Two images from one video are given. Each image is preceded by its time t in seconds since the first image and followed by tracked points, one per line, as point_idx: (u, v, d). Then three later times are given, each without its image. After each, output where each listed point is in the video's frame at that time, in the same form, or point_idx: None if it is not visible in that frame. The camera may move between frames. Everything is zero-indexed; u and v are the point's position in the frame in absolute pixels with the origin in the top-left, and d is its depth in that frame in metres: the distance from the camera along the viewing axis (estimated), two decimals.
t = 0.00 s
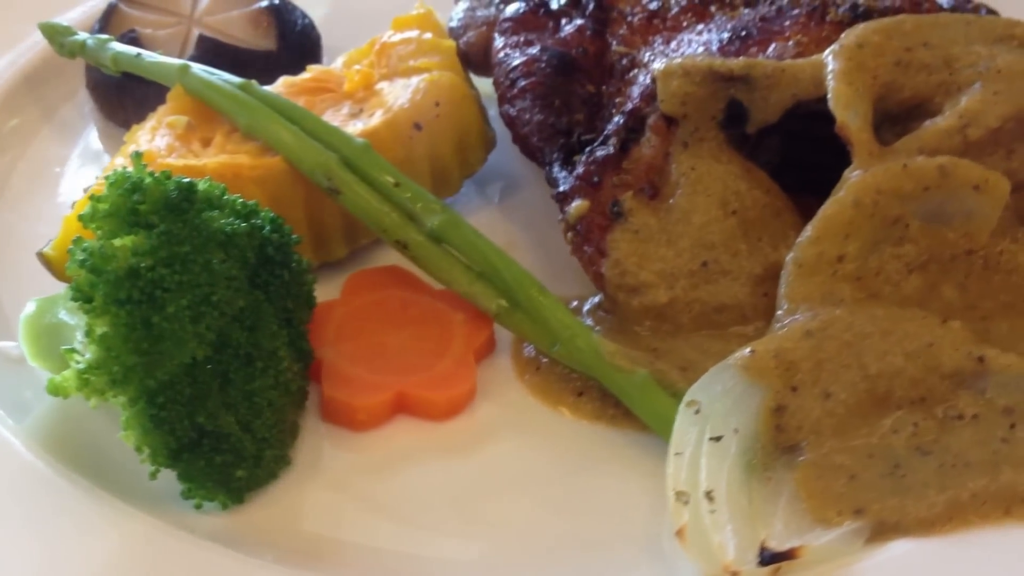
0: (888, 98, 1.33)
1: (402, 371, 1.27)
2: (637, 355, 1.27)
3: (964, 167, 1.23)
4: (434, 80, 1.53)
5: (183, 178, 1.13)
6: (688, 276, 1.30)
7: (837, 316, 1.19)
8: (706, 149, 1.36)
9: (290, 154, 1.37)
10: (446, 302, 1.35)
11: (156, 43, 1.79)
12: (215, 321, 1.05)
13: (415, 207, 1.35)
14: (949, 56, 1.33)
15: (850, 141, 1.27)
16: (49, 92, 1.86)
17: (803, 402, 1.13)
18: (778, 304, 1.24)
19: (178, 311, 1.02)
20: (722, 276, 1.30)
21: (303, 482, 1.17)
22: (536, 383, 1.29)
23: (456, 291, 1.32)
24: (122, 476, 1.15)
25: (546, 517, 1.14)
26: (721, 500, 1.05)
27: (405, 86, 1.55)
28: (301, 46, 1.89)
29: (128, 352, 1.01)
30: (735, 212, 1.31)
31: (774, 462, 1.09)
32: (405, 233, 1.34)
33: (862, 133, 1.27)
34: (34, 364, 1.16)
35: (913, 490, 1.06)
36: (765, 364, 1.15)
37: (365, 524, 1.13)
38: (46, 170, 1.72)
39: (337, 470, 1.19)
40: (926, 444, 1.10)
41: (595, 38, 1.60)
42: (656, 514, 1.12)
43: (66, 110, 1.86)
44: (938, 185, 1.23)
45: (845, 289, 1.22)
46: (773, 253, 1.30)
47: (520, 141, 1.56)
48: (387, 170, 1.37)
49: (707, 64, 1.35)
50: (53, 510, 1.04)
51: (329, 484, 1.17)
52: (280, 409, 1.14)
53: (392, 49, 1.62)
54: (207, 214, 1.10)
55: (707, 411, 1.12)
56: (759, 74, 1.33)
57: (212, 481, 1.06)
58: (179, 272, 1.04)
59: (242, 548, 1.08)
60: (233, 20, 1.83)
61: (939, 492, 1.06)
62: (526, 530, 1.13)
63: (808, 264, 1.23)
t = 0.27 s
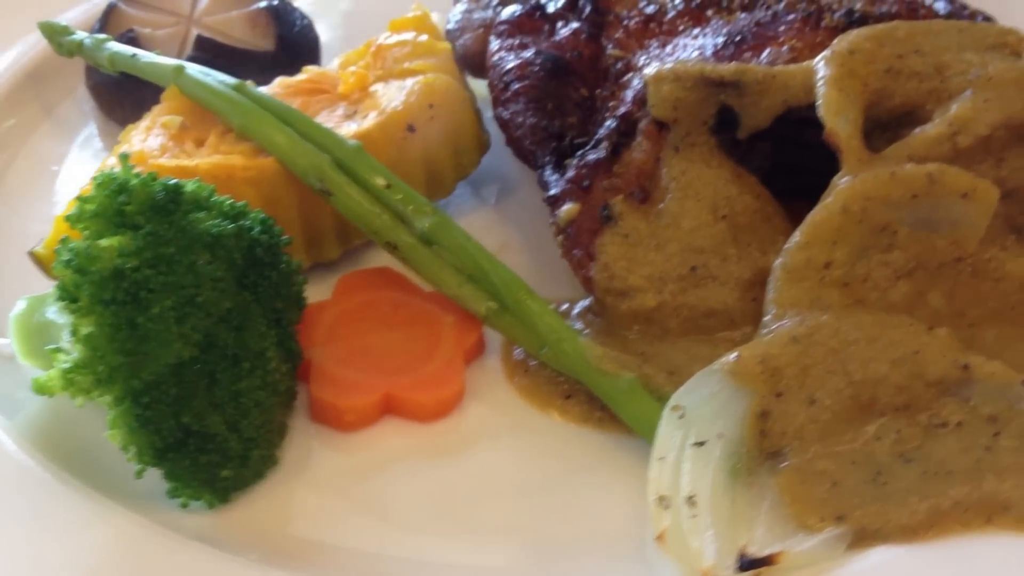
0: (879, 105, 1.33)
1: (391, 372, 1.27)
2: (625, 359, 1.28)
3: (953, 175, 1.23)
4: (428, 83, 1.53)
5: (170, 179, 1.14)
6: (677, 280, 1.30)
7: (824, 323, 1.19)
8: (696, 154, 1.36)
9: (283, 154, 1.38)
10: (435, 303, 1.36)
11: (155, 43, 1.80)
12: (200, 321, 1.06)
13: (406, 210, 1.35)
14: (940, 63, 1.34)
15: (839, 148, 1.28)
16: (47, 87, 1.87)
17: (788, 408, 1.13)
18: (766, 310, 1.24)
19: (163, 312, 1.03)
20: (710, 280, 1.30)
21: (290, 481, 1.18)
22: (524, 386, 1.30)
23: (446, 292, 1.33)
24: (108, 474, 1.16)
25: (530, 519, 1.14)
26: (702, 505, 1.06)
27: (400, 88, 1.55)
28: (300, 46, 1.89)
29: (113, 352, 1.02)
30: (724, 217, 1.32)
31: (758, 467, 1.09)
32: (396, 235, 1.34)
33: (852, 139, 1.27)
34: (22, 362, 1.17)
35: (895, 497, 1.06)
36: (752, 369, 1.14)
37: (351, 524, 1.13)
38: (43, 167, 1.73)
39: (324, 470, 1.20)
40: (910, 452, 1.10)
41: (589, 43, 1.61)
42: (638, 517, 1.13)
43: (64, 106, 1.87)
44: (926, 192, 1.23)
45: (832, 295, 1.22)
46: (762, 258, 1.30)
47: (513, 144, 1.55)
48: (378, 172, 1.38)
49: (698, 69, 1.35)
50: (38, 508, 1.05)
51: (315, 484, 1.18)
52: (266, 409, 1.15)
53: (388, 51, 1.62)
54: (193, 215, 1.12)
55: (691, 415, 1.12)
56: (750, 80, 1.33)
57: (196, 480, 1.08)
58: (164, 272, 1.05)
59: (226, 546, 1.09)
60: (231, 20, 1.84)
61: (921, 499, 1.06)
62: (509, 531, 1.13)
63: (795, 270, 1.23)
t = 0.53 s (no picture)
0: (868, 112, 1.34)
1: (378, 374, 1.28)
2: (611, 363, 1.28)
3: (939, 182, 1.24)
4: (422, 85, 1.54)
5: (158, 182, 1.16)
6: (665, 284, 1.30)
7: (809, 329, 1.19)
8: (686, 159, 1.37)
9: (274, 156, 1.38)
10: (423, 305, 1.37)
11: (152, 43, 1.81)
12: (185, 322, 1.08)
13: (397, 212, 1.36)
14: (930, 71, 1.34)
15: (827, 155, 1.28)
16: (46, 85, 1.88)
17: (771, 414, 1.13)
18: (752, 315, 1.24)
19: (147, 313, 1.05)
20: (698, 285, 1.30)
21: (276, 481, 1.19)
22: (510, 389, 1.30)
23: (434, 295, 1.33)
24: (95, 471, 1.18)
25: (513, 522, 1.15)
26: (682, 510, 1.06)
27: (393, 90, 1.55)
28: (297, 48, 1.89)
29: (96, 352, 1.03)
30: (713, 222, 1.32)
31: (741, 473, 1.10)
32: (386, 238, 1.35)
33: (840, 146, 1.28)
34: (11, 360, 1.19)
35: (876, 504, 1.06)
36: (735, 375, 1.15)
37: (335, 524, 1.14)
38: (41, 165, 1.74)
39: (311, 471, 1.20)
40: (892, 459, 1.10)
41: (583, 46, 1.60)
42: (620, 519, 1.13)
43: (64, 104, 1.88)
44: (914, 200, 1.23)
45: (818, 301, 1.23)
46: (750, 263, 1.31)
47: (505, 147, 1.55)
48: (369, 174, 1.38)
49: (688, 75, 1.36)
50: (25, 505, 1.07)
51: (301, 484, 1.19)
52: (252, 409, 1.16)
53: (382, 53, 1.62)
54: (180, 217, 1.13)
55: (674, 421, 1.13)
56: (740, 85, 1.34)
57: (181, 480, 1.10)
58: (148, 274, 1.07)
59: (209, 546, 1.10)
60: (230, 20, 1.84)
61: (902, 506, 1.06)
62: (492, 533, 1.14)
63: (782, 276, 1.23)
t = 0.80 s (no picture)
0: (857, 118, 1.34)
1: (365, 376, 1.29)
2: (597, 366, 1.28)
3: (925, 189, 1.24)
4: (414, 88, 1.54)
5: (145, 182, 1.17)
6: (651, 289, 1.31)
7: (793, 335, 1.19)
8: (675, 164, 1.37)
9: (265, 157, 1.39)
10: (412, 307, 1.37)
11: (147, 44, 1.81)
12: (171, 322, 1.09)
13: (386, 215, 1.37)
14: (919, 78, 1.34)
15: (815, 161, 1.28)
16: (44, 84, 1.89)
17: (753, 420, 1.13)
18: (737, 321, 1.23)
19: (132, 314, 1.07)
20: (684, 290, 1.31)
21: (260, 481, 1.19)
22: (497, 392, 1.31)
23: (422, 297, 1.35)
24: (80, 469, 1.19)
25: (495, 525, 1.16)
26: (661, 516, 1.07)
27: (386, 92, 1.56)
28: (293, 49, 1.90)
29: (81, 351, 1.05)
30: (700, 228, 1.32)
31: (722, 478, 1.11)
32: (375, 241, 1.36)
33: (828, 153, 1.28)
34: None
35: (855, 511, 1.06)
36: (719, 382, 1.14)
37: (318, 525, 1.15)
38: (39, 163, 1.75)
39: (296, 471, 1.21)
40: (872, 466, 1.11)
41: (577, 50, 1.60)
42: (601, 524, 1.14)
43: (62, 103, 1.89)
44: (900, 207, 1.24)
45: (804, 307, 1.23)
46: (737, 269, 1.31)
47: (496, 150, 1.56)
48: (359, 177, 1.39)
49: (677, 80, 1.37)
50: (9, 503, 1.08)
51: (284, 485, 1.19)
52: (238, 409, 1.17)
53: (376, 55, 1.63)
54: (167, 218, 1.15)
55: (656, 426, 1.13)
56: (728, 91, 1.34)
57: (164, 480, 1.10)
58: (133, 275, 1.08)
59: (191, 546, 1.11)
60: (225, 21, 1.85)
61: (882, 513, 1.06)
62: (473, 535, 1.15)
63: (768, 282, 1.23)
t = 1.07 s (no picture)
0: (845, 125, 1.33)
1: (350, 378, 1.30)
2: (580, 373, 1.29)
3: (912, 197, 1.24)
4: (405, 90, 1.55)
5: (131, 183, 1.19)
6: (636, 293, 1.31)
7: (776, 341, 1.19)
8: (662, 169, 1.37)
9: (254, 158, 1.40)
10: (398, 309, 1.38)
11: (143, 43, 1.82)
12: (153, 322, 1.11)
13: (374, 217, 1.37)
14: (907, 85, 1.34)
15: (801, 167, 1.28)
16: (39, 84, 1.91)
17: (734, 426, 1.14)
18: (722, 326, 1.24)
19: (114, 314, 1.08)
20: (669, 295, 1.31)
21: (244, 481, 1.20)
22: (481, 395, 1.31)
23: (409, 299, 1.35)
24: (63, 468, 1.20)
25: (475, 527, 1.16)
26: (639, 520, 1.08)
27: (377, 94, 1.56)
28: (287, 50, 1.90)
29: (64, 351, 1.06)
30: (686, 233, 1.33)
31: (702, 483, 1.11)
32: (363, 242, 1.36)
33: (814, 159, 1.28)
34: None
35: (834, 517, 1.07)
36: (700, 387, 1.15)
37: (300, 526, 1.16)
38: (31, 162, 1.76)
39: (279, 472, 1.22)
40: (852, 473, 1.11)
41: (569, 53, 1.60)
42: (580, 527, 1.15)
43: (58, 104, 1.91)
44: (885, 214, 1.24)
45: (787, 313, 1.23)
46: (722, 274, 1.31)
47: (486, 153, 1.56)
48: (348, 179, 1.39)
49: (665, 85, 1.37)
50: None
51: (267, 485, 1.20)
52: (222, 409, 1.18)
53: (369, 57, 1.63)
54: (152, 219, 1.16)
55: (637, 430, 1.14)
56: (716, 96, 1.34)
57: (146, 479, 1.11)
58: (117, 275, 1.10)
59: (171, 547, 1.12)
60: (221, 22, 1.86)
61: (860, 520, 1.06)
62: (454, 537, 1.15)
63: (752, 288, 1.23)
